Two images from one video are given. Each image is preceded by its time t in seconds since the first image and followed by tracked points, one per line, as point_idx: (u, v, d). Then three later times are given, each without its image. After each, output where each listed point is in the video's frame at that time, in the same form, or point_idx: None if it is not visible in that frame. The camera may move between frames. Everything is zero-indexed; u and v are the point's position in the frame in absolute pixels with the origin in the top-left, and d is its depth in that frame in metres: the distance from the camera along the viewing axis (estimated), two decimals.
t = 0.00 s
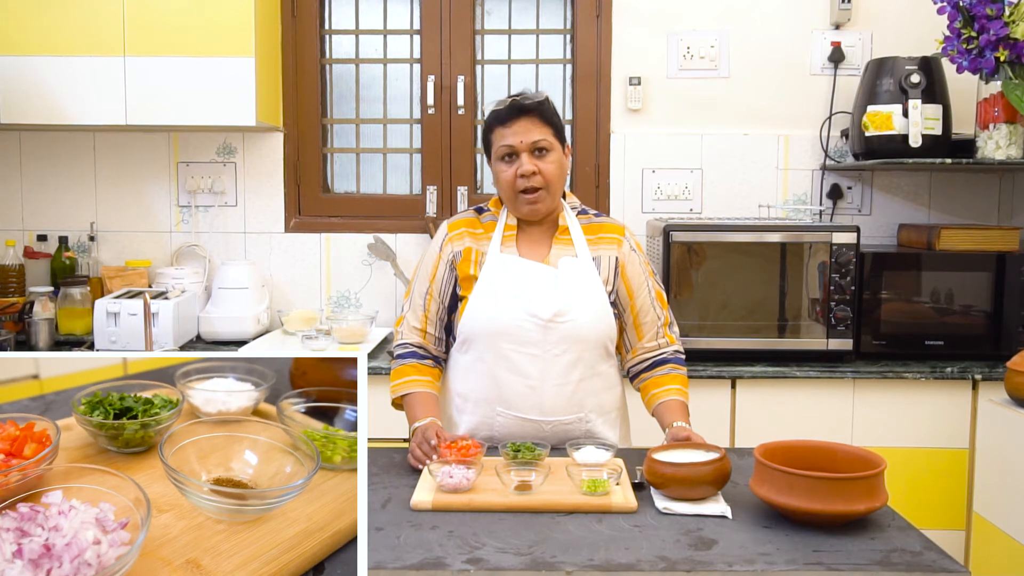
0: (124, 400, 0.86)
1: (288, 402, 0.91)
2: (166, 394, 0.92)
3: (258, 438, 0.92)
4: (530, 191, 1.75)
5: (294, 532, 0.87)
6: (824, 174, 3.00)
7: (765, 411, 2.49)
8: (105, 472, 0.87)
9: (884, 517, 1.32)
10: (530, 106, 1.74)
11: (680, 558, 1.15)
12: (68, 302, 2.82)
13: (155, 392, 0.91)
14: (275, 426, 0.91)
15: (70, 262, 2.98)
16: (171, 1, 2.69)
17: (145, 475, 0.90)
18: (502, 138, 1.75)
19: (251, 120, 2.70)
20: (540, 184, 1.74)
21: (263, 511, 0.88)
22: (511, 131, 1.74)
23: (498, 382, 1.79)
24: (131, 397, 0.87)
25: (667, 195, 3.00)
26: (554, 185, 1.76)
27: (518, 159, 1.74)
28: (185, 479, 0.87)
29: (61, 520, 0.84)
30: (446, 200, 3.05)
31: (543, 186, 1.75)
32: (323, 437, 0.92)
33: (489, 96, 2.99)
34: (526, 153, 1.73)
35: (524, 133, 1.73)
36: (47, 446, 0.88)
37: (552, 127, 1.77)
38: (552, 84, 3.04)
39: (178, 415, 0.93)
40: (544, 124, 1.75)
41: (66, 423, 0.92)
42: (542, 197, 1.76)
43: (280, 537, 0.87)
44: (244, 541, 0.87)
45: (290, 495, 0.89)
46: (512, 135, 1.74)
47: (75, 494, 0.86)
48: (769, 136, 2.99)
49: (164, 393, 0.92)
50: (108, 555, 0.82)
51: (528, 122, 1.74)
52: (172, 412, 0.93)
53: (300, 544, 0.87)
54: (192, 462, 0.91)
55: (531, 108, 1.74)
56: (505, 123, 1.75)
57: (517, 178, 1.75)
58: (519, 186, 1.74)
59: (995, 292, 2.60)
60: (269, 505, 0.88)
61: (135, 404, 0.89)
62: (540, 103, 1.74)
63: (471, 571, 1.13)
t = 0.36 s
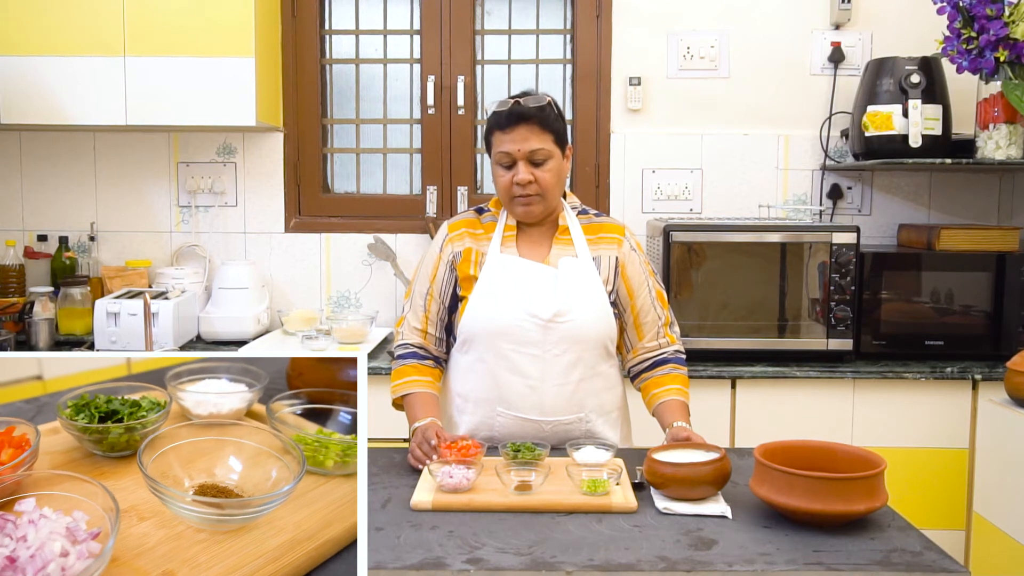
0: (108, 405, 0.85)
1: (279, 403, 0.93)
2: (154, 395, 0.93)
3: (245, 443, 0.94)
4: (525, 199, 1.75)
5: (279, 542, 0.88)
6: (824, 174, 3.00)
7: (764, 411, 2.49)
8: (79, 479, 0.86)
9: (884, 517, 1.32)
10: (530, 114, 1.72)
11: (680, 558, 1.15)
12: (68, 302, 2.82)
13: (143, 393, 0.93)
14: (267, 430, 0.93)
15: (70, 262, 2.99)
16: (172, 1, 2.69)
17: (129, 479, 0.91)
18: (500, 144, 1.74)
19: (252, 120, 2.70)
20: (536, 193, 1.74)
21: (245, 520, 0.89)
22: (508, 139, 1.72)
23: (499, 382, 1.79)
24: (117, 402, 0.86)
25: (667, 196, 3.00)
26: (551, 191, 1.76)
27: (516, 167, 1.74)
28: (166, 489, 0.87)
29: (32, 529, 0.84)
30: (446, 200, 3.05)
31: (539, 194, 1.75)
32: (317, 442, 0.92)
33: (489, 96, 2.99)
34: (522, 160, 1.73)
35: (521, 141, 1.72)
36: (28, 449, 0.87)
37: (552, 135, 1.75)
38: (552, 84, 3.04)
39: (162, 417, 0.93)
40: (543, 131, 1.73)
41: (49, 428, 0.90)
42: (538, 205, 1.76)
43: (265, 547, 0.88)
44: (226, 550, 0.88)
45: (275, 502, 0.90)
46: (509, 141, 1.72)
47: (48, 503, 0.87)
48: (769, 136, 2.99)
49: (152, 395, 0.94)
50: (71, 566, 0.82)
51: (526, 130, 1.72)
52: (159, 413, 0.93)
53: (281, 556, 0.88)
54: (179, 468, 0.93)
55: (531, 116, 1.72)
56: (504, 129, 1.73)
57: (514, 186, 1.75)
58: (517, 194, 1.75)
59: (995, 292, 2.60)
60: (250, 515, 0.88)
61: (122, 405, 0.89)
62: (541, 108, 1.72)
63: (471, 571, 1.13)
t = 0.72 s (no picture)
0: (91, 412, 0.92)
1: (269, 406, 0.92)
2: (142, 398, 0.97)
3: (230, 450, 0.94)
4: (530, 202, 1.75)
5: (261, 551, 0.88)
6: (824, 174, 3.00)
7: (764, 411, 2.49)
8: (45, 485, 0.86)
9: (884, 517, 1.32)
10: (537, 118, 1.71)
11: (680, 558, 1.15)
12: (68, 302, 2.82)
13: (132, 396, 0.98)
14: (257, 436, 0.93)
15: (70, 262, 2.98)
16: (172, 1, 2.69)
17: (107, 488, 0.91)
18: (506, 148, 1.73)
19: (252, 119, 2.70)
20: (541, 197, 1.74)
21: (228, 528, 0.87)
22: (514, 143, 1.72)
23: (501, 382, 1.79)
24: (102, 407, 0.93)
25: (667, 196, 3.00)
26: (555, 196, 1.75)
27: (522, 172, 1.73)
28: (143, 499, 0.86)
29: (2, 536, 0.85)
30: (446, 200, 3.05)
31: (544, 199, 1.75)
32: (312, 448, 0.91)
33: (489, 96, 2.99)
34: (528, 166, 1.72)
35: (528, 146, 1.71)
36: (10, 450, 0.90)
37: (558, 139, 1.74)
38: (552, 84, 3.04)
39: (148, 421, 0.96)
40: (549, 136, 1.72)
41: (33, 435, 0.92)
42: (543, 208, 1.76)
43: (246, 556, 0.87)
44: (205, 561, 0.86)
45: (258, 509, 0.89)
46: (515, 147, 1.72)
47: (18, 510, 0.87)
48: (769, 136, 2.99)
49: (140, 397, 0.97)
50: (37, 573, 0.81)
51: (533, 135, 1.71)
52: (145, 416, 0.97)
53: (264, 565, 0.87)
54: (161, 473, 0.94)
55: (537, 120, 1.71)
56: (510, 133, 1.72)
57: (519, 190, 1.74)
58: (522, 198, 1.74)
59: (995, 292, 2.60)
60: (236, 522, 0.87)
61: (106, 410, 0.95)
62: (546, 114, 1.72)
63: (471, 571, 1.13)
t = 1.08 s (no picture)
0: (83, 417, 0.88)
1: (262, 409, 0.94)
2: (131, 403, 0.94)
3: (213, 460, 0.93)
4: (537, 194, 1.75)
5: (241, 567, 0.87)
6: (824, 174, 3.00)
7: (764, 411, 2.49)
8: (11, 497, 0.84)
9: (884, 517, 1.32)
10: (549, 110, 1.74)
11: (680, 558, 1.15)
12: (68, 302, 2.82)
13: (121, 401, 0.93)
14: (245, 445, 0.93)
15: (70, 262, 2.98)
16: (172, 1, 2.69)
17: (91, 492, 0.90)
18: (516, 137, 1.75)
19: (252, 120, 2.70)
20: (548, 188, 1.75)
21: (206, 544, 0.86)
22: (526, 133, 1.73)
23: (507, 381, 1.79)
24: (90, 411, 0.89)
25: (667, 196, 3.00)
26: (562, 190, 1.76)
27: (531, 162, 1.75)
28: (121, 516, 0.84)
29: None
30: (446, 200, 3.05)
31: (551, 191, 1.75)
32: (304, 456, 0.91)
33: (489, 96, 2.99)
34: (537, 156, 1.74)
35: (538, 136, 1.73)
36: None
37: (568, 133, 1.76)
38: (552, 84, 3.04)
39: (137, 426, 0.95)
40: (560, 128, 1.75)
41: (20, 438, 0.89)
42: (549, 202, 1.76)
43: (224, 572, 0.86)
44: None
45: (241, 523, 0.87)
46: (525, 137, 1.73)
47: None
48: (769, 136, 2.99)
49: (129, 403, 0.94)
50: None
51: (544, 126, 1.74)
52: (133, 422, 0.94)
53: None
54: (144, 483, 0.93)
55: (550, 112, 1.74)
56: (521, 124, 1.74)
57: (527, 180, 1.75)
58: (529, 188, 1.75)
59: (994, 292, 2.60)
60: (212, 538, 0.86)
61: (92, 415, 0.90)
62: (558, 107, 1.74)
63: (471, 571, 1.13)
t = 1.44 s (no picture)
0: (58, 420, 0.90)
1: (248, 415, 0.92)
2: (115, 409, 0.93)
3: (187, 471, 0.91)
4: (546, 184, 1.75)
5: None
6: (824, 174, 3.00)
7: (764, 411, 2.49)
8: None
9: (884, 517, 1.32)
10: (566, 105, 1.75)
11: (680, 558, 1.15)
12: (68, 302, 2.82)
13: (105, 406, 0.92)
14: (218, 453, 0.91)
15: (70, 262, 2.98)
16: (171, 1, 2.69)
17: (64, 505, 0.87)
18: (530, 128, 1.76)
19: (252, 120, 2.70)
20: (557, 180, 1.74)
21: (181, 557, 0.83)
22: (540, 123, 1.75)
23: (516, 381, 1.79)
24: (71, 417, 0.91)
25: (667, 196, 3.00)
26: (570, 185, 1.76)
27: (542, 152, 1.75)
28: (90, 534, 0.82)
29: None
30: (446, 200, 3.05)
31: (560, 183, 1.75)
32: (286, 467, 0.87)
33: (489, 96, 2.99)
34: (550, 147, 1.74)
35: (553, 128, 1.74)
36: None
37: (581, 130, 1.78)
38: (552, 84, 3.04)
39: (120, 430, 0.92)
40: (574, 124, 1.76)
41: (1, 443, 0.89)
42: (557, 194, 1.76)
43: None
44: None
45: (218, 532, 0.84)
46: (540, 127, 1.74)
47: None
48: (769, 136, 2.99)
49: (114, 408, 0.93)
50: None
51: (559, 119, 1.75)
52: (116, 428, 0.92)
53: None
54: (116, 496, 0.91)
55: (566, 107, 1.76)
56: (537, 115, 1.76)
57: (537, 169, 1.75)
58: (538, 177, 1.74)
59: (995, 292, 2.60)
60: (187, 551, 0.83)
61: (75, 422, 0.90)
62: (574, 103, 1.76)
63: (471, 571, 1.12)
